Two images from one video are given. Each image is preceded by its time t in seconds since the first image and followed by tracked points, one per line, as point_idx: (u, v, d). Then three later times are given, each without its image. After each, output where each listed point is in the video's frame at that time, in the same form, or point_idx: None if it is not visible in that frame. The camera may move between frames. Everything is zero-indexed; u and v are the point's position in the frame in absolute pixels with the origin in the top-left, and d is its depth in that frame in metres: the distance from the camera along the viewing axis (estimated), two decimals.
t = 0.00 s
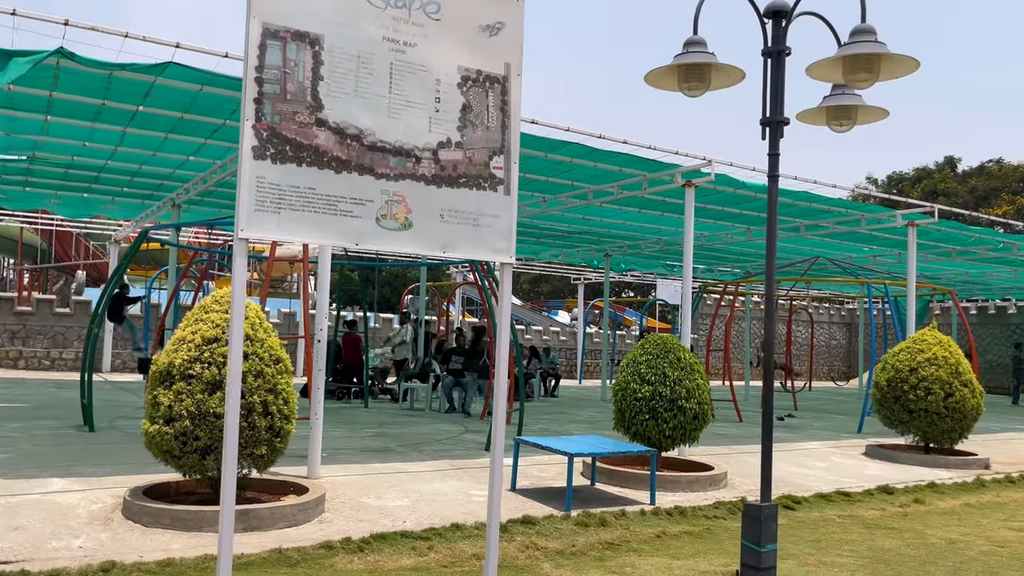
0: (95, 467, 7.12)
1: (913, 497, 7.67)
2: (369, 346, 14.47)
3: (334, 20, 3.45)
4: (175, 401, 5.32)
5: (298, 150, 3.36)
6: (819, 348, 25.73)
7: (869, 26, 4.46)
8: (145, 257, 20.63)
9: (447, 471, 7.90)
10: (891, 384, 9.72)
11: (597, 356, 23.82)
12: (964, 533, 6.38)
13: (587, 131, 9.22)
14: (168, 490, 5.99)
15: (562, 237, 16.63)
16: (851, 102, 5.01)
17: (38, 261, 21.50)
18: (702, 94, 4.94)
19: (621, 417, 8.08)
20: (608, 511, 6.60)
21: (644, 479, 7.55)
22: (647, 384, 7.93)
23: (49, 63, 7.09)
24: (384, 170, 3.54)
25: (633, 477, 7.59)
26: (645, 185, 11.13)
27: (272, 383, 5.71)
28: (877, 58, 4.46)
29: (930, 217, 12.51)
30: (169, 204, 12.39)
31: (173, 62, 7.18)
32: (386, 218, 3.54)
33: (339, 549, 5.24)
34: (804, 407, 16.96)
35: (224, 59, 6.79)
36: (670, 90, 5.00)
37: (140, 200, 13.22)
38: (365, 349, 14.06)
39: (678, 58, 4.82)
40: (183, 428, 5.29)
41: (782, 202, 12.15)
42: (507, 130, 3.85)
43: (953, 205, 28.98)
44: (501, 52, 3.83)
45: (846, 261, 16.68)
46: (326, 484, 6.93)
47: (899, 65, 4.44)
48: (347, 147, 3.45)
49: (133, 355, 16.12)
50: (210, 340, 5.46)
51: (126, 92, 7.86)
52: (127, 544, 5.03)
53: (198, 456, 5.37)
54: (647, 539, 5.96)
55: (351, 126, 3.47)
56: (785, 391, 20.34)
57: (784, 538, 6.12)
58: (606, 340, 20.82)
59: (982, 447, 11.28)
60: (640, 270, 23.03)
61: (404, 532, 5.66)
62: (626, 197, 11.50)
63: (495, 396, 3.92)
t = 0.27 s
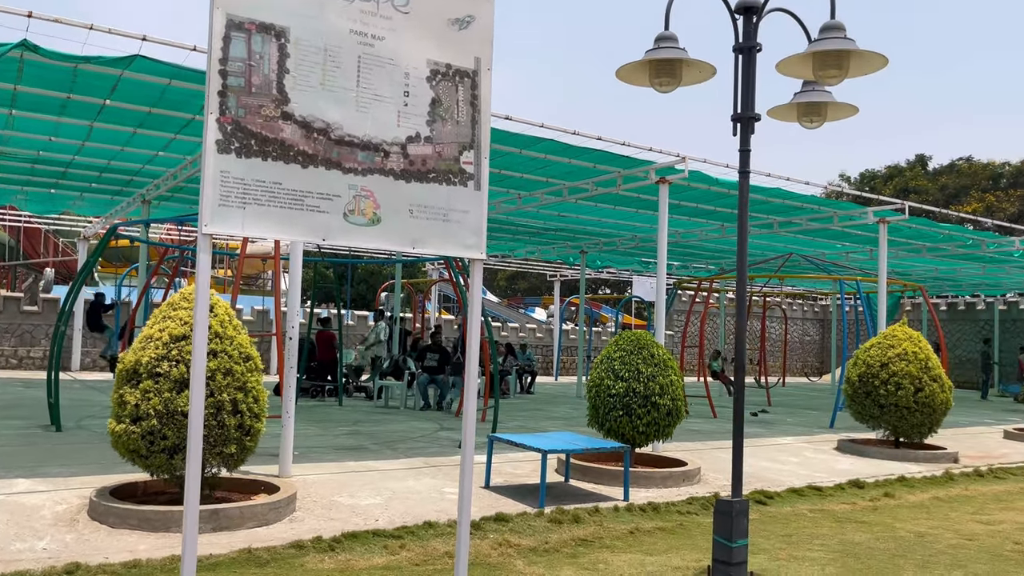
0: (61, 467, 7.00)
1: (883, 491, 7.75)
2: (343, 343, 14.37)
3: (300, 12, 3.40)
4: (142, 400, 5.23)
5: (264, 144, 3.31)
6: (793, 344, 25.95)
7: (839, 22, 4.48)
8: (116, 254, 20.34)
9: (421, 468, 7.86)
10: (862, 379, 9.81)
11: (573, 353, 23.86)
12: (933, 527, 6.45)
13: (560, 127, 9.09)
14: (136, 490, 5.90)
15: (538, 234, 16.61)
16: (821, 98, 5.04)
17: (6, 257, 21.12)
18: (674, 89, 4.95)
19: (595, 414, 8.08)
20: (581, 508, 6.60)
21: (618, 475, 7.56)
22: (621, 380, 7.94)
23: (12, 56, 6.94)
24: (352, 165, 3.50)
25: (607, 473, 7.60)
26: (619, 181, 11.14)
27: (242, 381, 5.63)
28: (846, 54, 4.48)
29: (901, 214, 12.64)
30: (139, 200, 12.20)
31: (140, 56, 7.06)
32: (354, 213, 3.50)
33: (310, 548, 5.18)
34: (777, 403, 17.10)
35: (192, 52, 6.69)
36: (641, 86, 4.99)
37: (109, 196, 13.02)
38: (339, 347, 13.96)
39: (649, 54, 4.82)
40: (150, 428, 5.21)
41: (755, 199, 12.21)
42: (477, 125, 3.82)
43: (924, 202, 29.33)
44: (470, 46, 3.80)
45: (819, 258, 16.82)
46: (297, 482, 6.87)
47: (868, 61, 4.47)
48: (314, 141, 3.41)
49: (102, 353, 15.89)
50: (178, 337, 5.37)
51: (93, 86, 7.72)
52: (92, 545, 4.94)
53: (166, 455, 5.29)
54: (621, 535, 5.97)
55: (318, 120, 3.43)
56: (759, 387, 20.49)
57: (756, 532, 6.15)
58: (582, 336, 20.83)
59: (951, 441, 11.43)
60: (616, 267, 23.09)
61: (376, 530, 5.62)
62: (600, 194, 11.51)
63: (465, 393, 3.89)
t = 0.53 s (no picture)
0: (30, 467, 6.89)
1: (855, 485, 7.83)
2: (319, 340, 14.27)
3: (269, 5, 3.37)
4: (112, 398, 5.16)
5: (232, 139, 3.27)
6: (769, 340, 26.15)
7: (809, 20, 4.51)
8: (88, 251, 20.06)
9: (397, 466, 7.83)
10: (835, 374, 9.90)
11: (551, 350, 23.88)
12: (904, 519, 6.53)
13: (535, 123, 8.81)
14: (106, 490, 5.82)
15: (516, 231, 16.60)
16: (793, 95, 5.07)
17: None
18: (647, 86, 4.95)
19: (571, 410, 8.08)
20: (557, 504, 6.61)
21: (594, 471, 7.58)
22: (597, 376, 7.95)
23: None
24: (322, 160, 3.47)
25: (583, 469, 7.62)
26: (596, 178, 11.15)
27: (214, 379, 5.56)
28: (817, 51, 4.51)
29: (874, 211, 12.76)
30: (111, 196, 12.04)
31: (109, 49, 6.96)
32: (324, 209, 3.47)
33: (283, 546, 5.14)
34: (753, 398, 17.23)
35: (162, 45, 6.59)
36: (615, 82, 4.99)
37: (80, 192, 12.83)
38: (315, 344, 13.87)
39: (622, 50, 4.83)
40: (120, 427, 5.14)
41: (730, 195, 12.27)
42: (449, 121, 3.80)
43: (897, 199, 29.63)
44: (442, 41, 3.78)
45: (793, 254, 16.95)
46: (271, 481, 6.81)
47: (838, 59, 4.50)
48: (283, 136, 3.38)
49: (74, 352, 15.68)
50: (148, 335, 5.30)
51: (61, 80, 7.60)
52: (61, 546, 4.88)
53: (136, 455, 5.23)
54: (596, 531, 5.98)
55: (288, 114, 3.40)
56: (735, 382, 20.63)
57: (730, 527, 6.19)
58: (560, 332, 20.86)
59: (923, 435, 11.56)
60: (593, 264, 23.13)
61: (350, 528, 5.59)
62: (577, 190, 11.51)
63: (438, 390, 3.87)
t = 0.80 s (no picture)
0: (1, 468, 6.79)
1: (830, 480, 7.91)
2: (297, 338, 14.19)
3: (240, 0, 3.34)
4: (83, 398, 5.09)
5: (203, 135, 3.24)
6: (746, 336, 26.35)
7: (783, 18, 4.54)
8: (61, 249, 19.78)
9: (375, 464, 7.80)
10: (811, 370, 9.99)
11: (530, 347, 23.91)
12: (877, 513, 6.60)
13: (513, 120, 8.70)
14: (79, 490, 5.74)
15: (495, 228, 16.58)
16: (767, 93, 5.10)
17: None
18: (622, 83, 4.96)
19: (549, 407, 8.08)
20: (535, 501, 6.61)
21: (572, 468, 7.59)
22: (575, 372, 7.96)
23: None
24: (295, 157, 3.44)
25: (561, 466, 7.64)
26: (574, 175, 11.16)
27: (188, 378, 5.51)
28: (791, 49, 4.54)
29: (849, 208, 12.87)
30: (84, 193, 11.88)
31: (80, 44, 6.86)
32: (297, 205, 3.44)
33: (259, 546, 5.11)
34: (730, 394, 17.35)
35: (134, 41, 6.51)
36: (590, 79, 4.99)
37: (52, 189, 12.65)
38: (293, 342, 13.79)
39: (598, 47, 4.83)
40: (92, 426, 5.08)
41: (708, 193, 12.33)
42: (424, 117, 3.77)
43: (873, 196, 29.93)
44: (416, 37, 3.76)
45: (770, 251, 17.07)
46: (247, 480, 6.77)
47: (812, 57, 4.53)
48: (255, 133, 3.35)
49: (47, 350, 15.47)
50: (121, 334, 5.24)
51: (31, 75, 7.48)
52: (32, 548, 4.81)
53: (108, 455, 5.16)
54: (574, 527, 6.00)
55: (260, 111, 3.37)
56: (713, 378, 20.77)
57: (707, 522, 6.23)
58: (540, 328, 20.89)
59: (897, 429, 11.70)
60: (573, 261, 23.18)
61: (327, 527, 5.56)
62: (555, 188, 11.51)
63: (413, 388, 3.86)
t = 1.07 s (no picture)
0: None
1: (807, 474, 7.97)
2: (275, 336, 14.09)
3: None
4: (55, 398, 5.02)
5: (174, 131, 3.20)
6: (725, 332, 26.51)
7: (758, 15, 4.56)
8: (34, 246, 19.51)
9: (353, 462, 7.77)
10: (788, 366, 10.06)
11: (510, 344, 23.90)
12: (853, 507, 6.66)
13: (493, 117, 8.65)
14: (51, 491, 5.65)
15: (474, 225, 16.55)
16: (743, 90, 5.12)
17: None
18: (599, 80, 4.96)
19: (528, 404, 8.08)
20: (513, 498, 6.61)
21: (550, 465, 7.60)
22: (554, 369, 7.97)
23: None
24: (268, 154, 3.41)
25: (540, 463, 7.64)
26: (553, 172, 11.17)
27: (162, 377, 5.45)
28: (766, 47, 4.56)
29: (826, 205, 12.98)
30: (57, 190, 11.72)
31: (52, 39, 6.76)
32: (270, 203, 3.41)
33: (235, 546, 5.07)
34: (709, 390, 17.46)
35: (106, 35, 6.42)
36: (567, 75, 4.99)
37: (24, 186, 12.47)
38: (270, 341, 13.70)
39: (574, 44, 4.83)
40: (64, 426, 5.01)
41: (686, 190, 12.38)
42: (400, 114, 3.74)
43: (849, 194, 30.21)
44: (391, 33, 3.73)
45: (748, 248, 17.17)
46: (223, 480, 6.71)
47: (786, 54, 4.56)
48: (228, 129, 3.31)
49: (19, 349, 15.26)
50: (94, 332, 5.18)
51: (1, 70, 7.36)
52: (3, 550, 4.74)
53: (81, 455, 5.10)
54: (552, 524, 6.00)
55: (232, 107, 3.34)
56: (691, 374, 20.89)
57: (685, 518, 6.26)
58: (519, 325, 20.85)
59: (873, 424, 11.83)
60: (552, 258, 23.16)
61: (303, 526, 5.53)
62: (534, 185, 11.51)
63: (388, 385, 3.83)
